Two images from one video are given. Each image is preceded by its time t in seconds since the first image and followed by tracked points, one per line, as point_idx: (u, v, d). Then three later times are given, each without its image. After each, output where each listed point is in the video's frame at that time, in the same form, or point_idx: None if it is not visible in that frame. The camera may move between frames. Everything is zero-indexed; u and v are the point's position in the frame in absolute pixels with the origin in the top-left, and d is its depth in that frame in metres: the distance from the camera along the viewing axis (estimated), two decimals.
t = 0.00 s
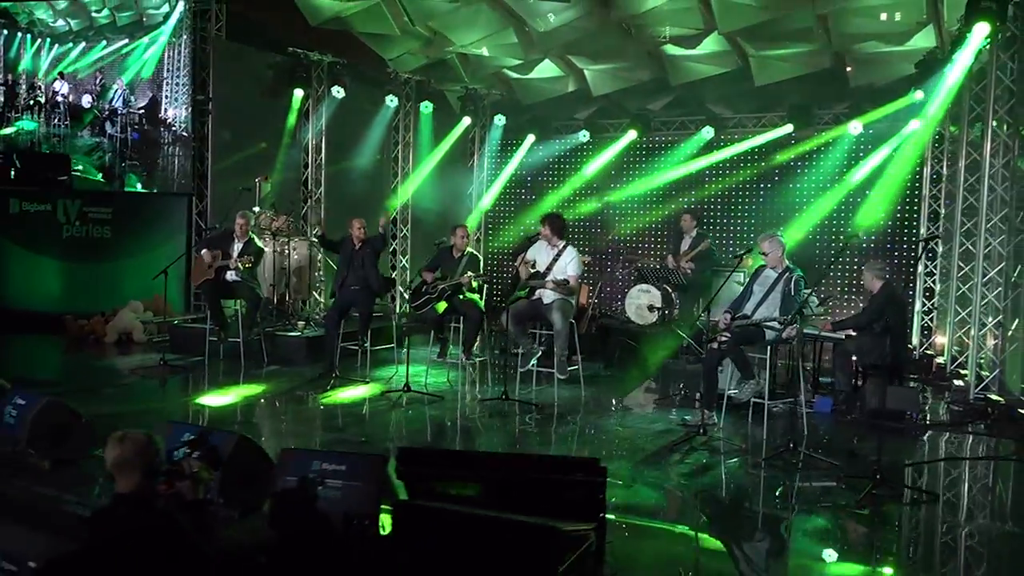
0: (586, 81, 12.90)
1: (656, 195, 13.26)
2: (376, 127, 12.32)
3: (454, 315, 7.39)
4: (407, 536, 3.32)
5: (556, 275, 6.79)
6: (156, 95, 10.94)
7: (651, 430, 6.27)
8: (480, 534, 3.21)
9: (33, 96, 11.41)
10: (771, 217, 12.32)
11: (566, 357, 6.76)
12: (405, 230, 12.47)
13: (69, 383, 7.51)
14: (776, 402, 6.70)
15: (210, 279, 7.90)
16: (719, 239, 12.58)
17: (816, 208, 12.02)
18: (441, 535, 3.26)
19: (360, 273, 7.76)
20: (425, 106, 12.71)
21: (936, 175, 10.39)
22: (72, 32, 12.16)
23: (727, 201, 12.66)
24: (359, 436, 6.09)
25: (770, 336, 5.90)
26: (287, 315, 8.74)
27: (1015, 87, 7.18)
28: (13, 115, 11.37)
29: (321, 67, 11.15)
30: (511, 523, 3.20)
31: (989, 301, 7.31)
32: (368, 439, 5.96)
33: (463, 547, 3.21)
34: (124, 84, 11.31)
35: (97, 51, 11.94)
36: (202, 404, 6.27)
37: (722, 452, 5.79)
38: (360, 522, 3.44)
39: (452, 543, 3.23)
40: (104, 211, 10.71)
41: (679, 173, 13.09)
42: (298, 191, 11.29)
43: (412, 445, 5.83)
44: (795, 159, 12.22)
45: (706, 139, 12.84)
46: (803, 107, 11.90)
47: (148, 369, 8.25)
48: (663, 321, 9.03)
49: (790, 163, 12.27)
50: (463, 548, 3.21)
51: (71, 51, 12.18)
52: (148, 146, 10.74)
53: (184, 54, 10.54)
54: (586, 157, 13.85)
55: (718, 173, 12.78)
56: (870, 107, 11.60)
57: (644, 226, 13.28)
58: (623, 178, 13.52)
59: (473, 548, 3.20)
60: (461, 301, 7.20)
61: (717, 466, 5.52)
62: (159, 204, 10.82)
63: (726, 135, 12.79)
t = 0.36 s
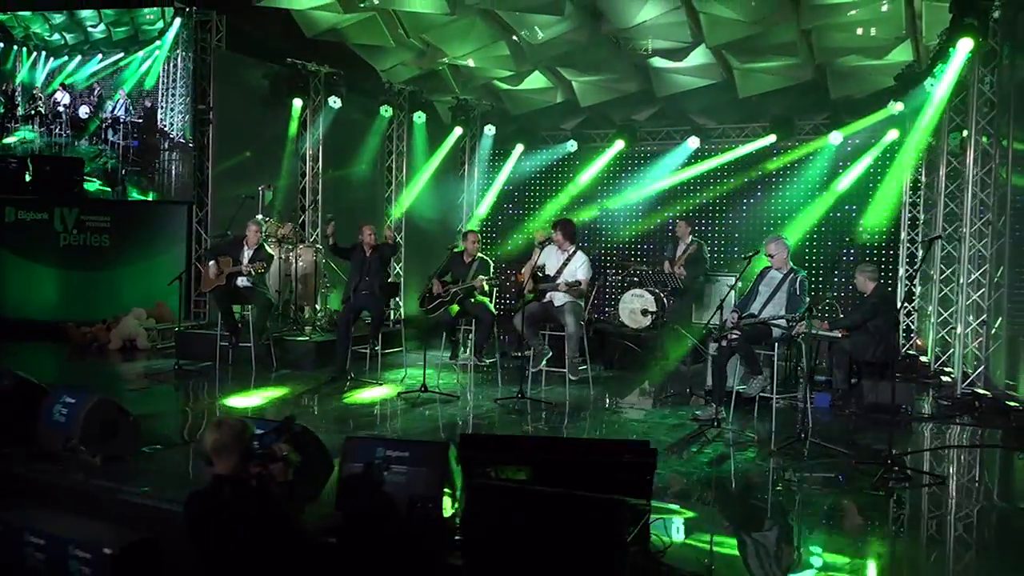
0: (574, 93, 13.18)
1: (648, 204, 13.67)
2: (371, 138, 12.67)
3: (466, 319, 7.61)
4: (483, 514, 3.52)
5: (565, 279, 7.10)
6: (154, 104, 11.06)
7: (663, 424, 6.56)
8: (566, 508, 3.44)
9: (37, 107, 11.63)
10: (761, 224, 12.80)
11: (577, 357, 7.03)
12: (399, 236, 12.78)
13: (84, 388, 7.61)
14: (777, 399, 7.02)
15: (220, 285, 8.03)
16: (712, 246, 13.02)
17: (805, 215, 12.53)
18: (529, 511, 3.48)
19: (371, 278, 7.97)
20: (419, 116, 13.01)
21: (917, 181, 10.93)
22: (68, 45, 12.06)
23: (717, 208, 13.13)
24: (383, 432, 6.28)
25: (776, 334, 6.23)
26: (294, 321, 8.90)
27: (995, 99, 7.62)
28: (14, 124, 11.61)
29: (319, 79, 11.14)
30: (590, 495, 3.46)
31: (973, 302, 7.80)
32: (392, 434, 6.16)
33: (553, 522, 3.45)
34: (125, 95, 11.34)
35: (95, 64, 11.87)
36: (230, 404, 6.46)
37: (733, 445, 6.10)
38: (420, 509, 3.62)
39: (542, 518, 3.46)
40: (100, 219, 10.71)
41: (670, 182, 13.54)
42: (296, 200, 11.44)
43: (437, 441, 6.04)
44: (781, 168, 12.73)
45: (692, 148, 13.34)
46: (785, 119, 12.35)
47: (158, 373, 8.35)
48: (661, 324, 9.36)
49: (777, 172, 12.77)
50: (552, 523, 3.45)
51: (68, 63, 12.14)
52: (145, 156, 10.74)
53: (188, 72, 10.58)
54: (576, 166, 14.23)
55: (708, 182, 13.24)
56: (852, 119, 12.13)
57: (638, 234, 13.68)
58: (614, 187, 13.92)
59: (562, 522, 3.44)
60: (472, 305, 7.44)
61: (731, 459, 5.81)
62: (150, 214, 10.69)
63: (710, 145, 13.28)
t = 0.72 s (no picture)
0: (566, 101, 13.56)
1: (641, 210, 14.04)
2: (373, 146, 13.01)
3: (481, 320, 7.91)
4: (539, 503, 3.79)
5: (576, 282, 7.38)
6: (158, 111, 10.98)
7: (675, 418, 6.86)
8: (599, 489, 3.58)
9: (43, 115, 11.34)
10: (752, 230, 13.22)
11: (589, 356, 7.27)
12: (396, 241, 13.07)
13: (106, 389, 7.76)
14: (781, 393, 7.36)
15: (237, 289, 8.22)
16: (705, 252, 13.37)
17: (795, 222, 12.95)
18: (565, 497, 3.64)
19: (385, 281, 8.20)
20: (417, 124, 13.34)
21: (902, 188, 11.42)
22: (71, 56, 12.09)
23: (710, 215, 13.53)
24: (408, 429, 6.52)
25: (783, 332, 6.60)
26: (306, 324, 9.11)
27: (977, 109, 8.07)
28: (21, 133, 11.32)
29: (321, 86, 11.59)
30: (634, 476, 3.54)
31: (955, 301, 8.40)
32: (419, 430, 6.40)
33: (591, 505, 3.59)
34: (133, 101, 11.30)
35: (96, 76, 11.85)
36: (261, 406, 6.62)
37: (745, 436, 6.41)
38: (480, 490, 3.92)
39: (577, 502, 3.61)
40: (105, 225, 10.88)
41: (662, 190, 13.93)
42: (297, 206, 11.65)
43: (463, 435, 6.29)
44: (771, 176, 13.17)
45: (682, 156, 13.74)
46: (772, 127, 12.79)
47: (174, 375, 8.50)
48: (661, 325, 9.68)
49: (767, 179, 13.20)
50: (585, 498, 3.61)
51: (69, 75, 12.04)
52: (152, 160, 10.57)
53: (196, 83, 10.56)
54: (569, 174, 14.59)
55: (701, 189, 13.65)
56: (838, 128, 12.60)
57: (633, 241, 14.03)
58: (609, 194, 14.30)
59: (596, 494, 3.59)
60: (486, 306, 7.71)
61: (745, 449, 6.12)
62: (156, 219, 10.80)
63: (700, 153, 13.71)
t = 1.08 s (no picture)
0: (560, 106, 13.90)
1: (635, 214, 14.41)
2: (375, 151, 13.34)
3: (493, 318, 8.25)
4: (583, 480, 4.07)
5: (586, 281, 7.68)
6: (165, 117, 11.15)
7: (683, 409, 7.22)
8: (637, 464, 3.86)
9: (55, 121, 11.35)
10: (745, 234, 13.62)
11: (600, 350, 7.67)
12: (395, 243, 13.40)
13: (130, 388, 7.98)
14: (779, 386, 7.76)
15: (256, 289, 8.49)
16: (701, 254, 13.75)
17: (786, 226, 13.37)
18: (605, 473, 3.93)
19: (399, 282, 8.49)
20: (416, 129, 13.67)
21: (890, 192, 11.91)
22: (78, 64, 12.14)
23: (703, 219, 13.93)
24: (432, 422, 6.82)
25: (785, 328, 6.95)
26: (319, 324, 9.38)
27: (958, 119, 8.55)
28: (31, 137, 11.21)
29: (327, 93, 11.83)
30: (676, 455, 3.85)
31: (942, 299, 8.90)
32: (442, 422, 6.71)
33: (634, 478, 3.88)
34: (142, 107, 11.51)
35: (104, 84, 11.99)
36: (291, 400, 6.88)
37: (751, 426, 6.79)
38: (528, 474, 4.24)
39: (618, 476, 3.90)
40: (113, 228, 11.06)
41: (656, 195, 14.31)
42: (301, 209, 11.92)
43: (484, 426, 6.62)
44: (763, 180, 13.60)
45: (673, 160, 14.15)
46: (759, 132, 13.25)
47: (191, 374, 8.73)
48: (658, 323, 10.05)
49: (759, 184, 13.62)
50: (626, 473, 3.89)
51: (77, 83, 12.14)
52: (160, 162, 10.65)
53: (203, 95, 10.71)
54: (565, 178, 14.96)
55: (694, 193, 14.04)
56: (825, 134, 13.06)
57: (628, 243, 14.41)
58: (603, 198, 14.68)
59: (635, 471, 3.88)
60: (499, 305, 8.08)
61: (752, 438, 6.50)
62: (162, 222, 10.96)
63: (692, 158, 14.12)
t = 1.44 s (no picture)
0: (558, 110, 14.27)
1: (634, 217, 14.81)
2: (381, 153, 13.67)
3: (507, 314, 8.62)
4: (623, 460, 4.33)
5: (596, 280, 8.13)
6: (175, 120, 11.55)
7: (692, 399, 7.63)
8: (674, 446, 4.18)
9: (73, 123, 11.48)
10: (740, 235, 14.07)
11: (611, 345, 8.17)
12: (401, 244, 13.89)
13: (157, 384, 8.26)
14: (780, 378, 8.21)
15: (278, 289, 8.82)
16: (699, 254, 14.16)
17: (781, 228, 13.83)
18: (645, 455, 4.23)
19: (416, 280, 8.84)
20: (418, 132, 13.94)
21: (881, 194, 12.43)
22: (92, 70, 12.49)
23: (699, 220, 14.34)
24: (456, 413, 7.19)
25: (789, 319, 7.57)
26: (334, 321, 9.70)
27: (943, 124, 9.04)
28: (49, 137, 11.35)
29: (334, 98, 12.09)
30: (709, 435, 4.15)
31: (932, 295, 9.66)
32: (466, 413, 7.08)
33: (671, 457, 4.19)
34: (156, 111, 11.91)
35: (117, 89, 12.39)
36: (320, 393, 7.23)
37: (757, 415, 7.21)
38: (568, 455, 4.60)
39: (657, 457, 4.21)
40: (127, 229, 11.38)
41: (653, 197, 14.71)
42: (309, 209, 12.20)
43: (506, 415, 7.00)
44: (758, 182, 14.05)
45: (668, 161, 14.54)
46: (751, 135, 13.72)
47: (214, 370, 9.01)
48: (657, 319, 10.47)
49: (754, 185, 14.07)
50: (664, 454, 4.20)
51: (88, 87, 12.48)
52: (174, 161, 10.97)
53: (214, 99, 11.11)
54: (563, 179, 15.34)
55: (690, 195, 14.45)
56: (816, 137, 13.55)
57: (627, 244, 14.82)
58: (602, 199, 15.07)
59: (672, 452, 4.19)
60: (514, 302, 8.48)
61: (760, 425, 6.92)
62: (177, 223, 11.35)
63: (686, 160, 14.54)
